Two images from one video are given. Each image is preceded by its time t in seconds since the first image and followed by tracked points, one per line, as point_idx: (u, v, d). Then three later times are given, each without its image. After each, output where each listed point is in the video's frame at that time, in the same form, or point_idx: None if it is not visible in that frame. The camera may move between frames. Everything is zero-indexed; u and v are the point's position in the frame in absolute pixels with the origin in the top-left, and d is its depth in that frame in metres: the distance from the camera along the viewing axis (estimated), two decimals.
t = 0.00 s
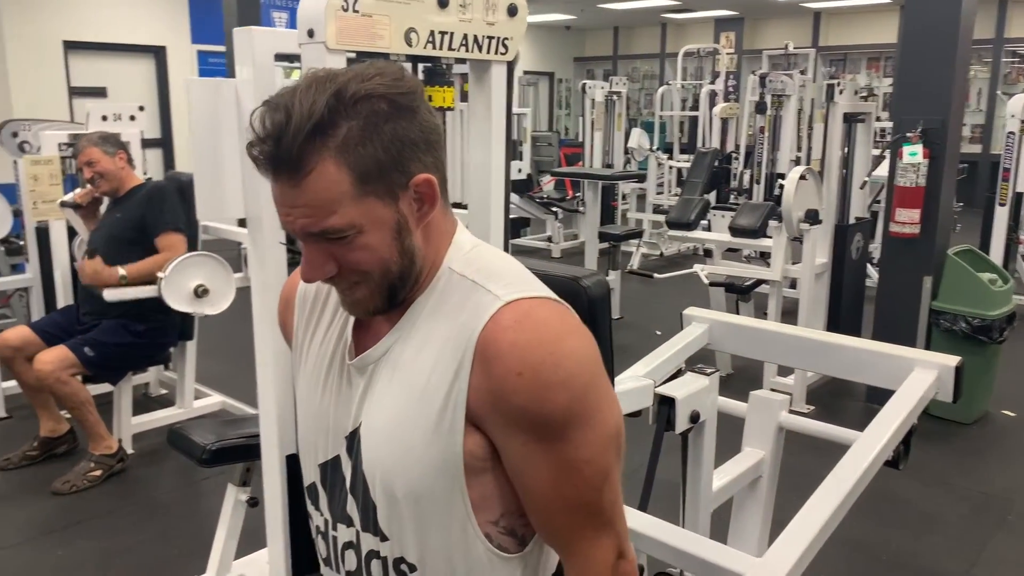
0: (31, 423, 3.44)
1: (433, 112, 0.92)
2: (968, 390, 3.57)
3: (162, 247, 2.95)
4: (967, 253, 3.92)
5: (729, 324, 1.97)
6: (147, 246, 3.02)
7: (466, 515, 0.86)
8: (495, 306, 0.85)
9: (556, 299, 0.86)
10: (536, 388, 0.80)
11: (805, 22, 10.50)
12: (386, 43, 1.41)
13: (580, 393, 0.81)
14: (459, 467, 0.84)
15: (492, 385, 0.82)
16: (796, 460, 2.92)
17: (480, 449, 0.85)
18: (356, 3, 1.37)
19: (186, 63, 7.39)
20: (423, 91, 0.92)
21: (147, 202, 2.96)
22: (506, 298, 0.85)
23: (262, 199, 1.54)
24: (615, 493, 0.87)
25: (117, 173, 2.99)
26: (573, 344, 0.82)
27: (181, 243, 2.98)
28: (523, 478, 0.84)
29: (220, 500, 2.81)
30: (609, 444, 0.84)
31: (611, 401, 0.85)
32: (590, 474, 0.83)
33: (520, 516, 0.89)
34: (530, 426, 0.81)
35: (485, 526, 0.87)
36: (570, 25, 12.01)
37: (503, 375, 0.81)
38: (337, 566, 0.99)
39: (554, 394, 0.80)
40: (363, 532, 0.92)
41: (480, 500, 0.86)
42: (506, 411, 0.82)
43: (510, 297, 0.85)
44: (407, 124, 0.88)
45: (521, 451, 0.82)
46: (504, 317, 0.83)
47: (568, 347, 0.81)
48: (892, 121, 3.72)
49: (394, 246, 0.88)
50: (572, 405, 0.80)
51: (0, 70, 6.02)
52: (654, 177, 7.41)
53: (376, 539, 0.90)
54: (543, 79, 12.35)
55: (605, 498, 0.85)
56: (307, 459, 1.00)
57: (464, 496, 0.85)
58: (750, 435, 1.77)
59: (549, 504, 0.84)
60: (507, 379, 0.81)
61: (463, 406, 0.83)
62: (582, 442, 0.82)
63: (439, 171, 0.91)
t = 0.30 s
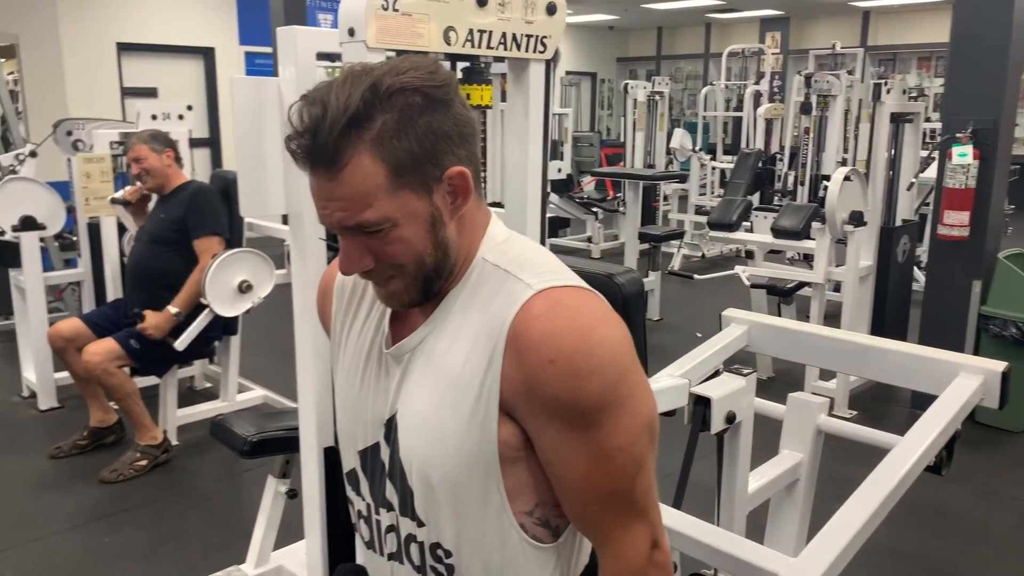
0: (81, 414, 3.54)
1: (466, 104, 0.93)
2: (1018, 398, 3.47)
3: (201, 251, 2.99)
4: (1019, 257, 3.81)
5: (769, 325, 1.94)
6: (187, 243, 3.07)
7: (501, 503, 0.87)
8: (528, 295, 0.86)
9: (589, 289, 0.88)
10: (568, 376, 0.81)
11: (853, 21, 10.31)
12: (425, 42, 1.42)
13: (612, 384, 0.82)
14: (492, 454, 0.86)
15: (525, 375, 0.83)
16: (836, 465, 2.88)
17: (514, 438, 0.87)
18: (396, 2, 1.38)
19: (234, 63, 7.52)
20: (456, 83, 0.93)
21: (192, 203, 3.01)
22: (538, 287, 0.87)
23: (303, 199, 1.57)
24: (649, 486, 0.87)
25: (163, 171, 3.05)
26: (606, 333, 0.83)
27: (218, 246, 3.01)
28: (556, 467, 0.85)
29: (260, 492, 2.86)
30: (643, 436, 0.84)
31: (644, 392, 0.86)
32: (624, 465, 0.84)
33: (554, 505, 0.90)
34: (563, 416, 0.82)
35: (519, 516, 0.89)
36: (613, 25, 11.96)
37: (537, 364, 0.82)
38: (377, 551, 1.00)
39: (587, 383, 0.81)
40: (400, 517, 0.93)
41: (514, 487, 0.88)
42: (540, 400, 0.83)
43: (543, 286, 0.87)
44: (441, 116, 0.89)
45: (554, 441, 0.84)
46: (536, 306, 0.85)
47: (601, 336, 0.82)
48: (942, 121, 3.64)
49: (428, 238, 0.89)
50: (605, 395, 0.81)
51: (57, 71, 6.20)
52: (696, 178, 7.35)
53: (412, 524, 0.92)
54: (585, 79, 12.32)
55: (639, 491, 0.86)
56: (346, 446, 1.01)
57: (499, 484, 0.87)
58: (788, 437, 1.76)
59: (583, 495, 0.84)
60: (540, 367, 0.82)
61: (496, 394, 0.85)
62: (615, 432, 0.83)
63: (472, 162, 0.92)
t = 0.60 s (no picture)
0: (130, 409, 3.64)
1: (522, 120, 0.96)
2: None
3: (258, 244, 3.06)
4: None
5: (810, 331, 1.95)
6: (241, 241, 3.14)
7: (554, 503, 0.90)
8: (580, 302, 0.88)
9: (639, 295, 0.90)
10: (621, 381, 0.83)
11: (895, 22, 10.17)
12: (476, 52, 1.46)
13: (664, 389, 0.84)
14: (546, 456, 0.88)
15: (578, 381, 0.86)
16: (876, 472, 2.86)
17: (567, 440, 0.89)
18: (449, 13, 1.42)
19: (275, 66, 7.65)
20: (513, 100, 0.95)
21: (242, 201, 3.09)
22: (591, 294, 0.89)
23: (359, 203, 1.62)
24: (699, 487, 0.89)
25: (213, 173, 3.14)
26: (657, 339, 0.85)
27: (275, 241, 3.08)
28: (609, 469, 0.87)
29: (303, 488, 2.93)
30: (693, 438, 0.86)
31: (694, 396, 0.88)
32: (675, 467, 0.86)
33: (606, 506, 0.93)
34: (615, 420, 0.85)
35: (572, 516, 0.92)
36: (650, 27, 11.93)
37: (590, 369, 0.85)
38: (436, 546, 1.04)
39: (638, 389, 0.83)
40: (457, 514, 0.97)
41: (567, 489, 0.91)
42: (593, 404, 0.85)
43: (595, 293, 0.89)
44: (498, 133, 0.92)
45: (607, 443, 0.86)
46: (589, 312, 0.87)
47: (652, 342, 0.84)
48: (987, 125, 3.59)
49: (484, 249, 0.92)
50: (657, 399, 0.83)
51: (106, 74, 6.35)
52: (733, 181, 7.31)
53: (469, 521, 0.96)
54: (621, 81, 12.30)
55: (689, 492, 0.88)
56: (405, 446, 1.05)
57: (553, 485, 0.90)
58: (831, 443, 1.76)
59: (635, 495, 0.87)
60: (593, 372, 0.84)
61: (551, 398, 0.88)
62: (666, 436, 0.85)
63: (528, 175, 0.94)
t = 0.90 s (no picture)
0: (163, 405, 3.70)
1: (580, 125, 0.97)
2: None
3: (293, 242, 3.11)
4: None
5: (845, 333, 1.96)
6: (277, 240, 3.18)
7: (613, 498, 0.92)
8: (639, 301, 0.89)
9: (697, 293, 0.90)
10: (680, 380, 0.84)
11: (921, 22, 10.09)
12: (521, 55, 1.48)
13: (723, 387, 0.85)
14: (605, 453, 0.90)
15: (637, 380, 0.87)
16: (906, 474, 2.87)
17: (625, 437, 0.91)
18: (496, 18, 1.45)
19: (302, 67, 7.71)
20: (572, 108, 0.97)
21: (277, 201, 3.13)
22: (649, 294, 0.89)
23: (404, 204, 1.66)
24: (755, 483, 0.91)
25: (248, 173, 3.19)
26: (716, 337, 0.85)
27: (310, 240, 3.15)
28: (667, 466, 0.89)
29: (336, 485, 2.97)
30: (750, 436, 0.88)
31: (752, 394, 0.89)
32: (733, 464, 0.87)
33: (661, 502, 0.94)
34: (674, 419, 0.86)
35: (629, 512, 0.93)
36: (672, 28, 11.91)
37: (649, 368, 0.85)
38: (492, 538, 1.07)
39: (698, 388, 0.84)
40: (516, 507, 1.00)
41: (625, 485, 0.93)
42: (652, 402, 0.86)
43: (654, 293, 0.89)
44: (558, 139, 0.94)
45: (666, 441, 0.87)
46: (647, 312, 0.88)
47: (711, 341, 0.84)
48: (1019, 128, 3.57)
49: (544, 252, 0.94)
50: (716, 398, 0.84)
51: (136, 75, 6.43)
52: (757, 182, 7.29)
53: (528, 514, 0.98)
54: (643, 81, 12.28)
55: (745, 489, 0.89)
56: (463, 441, 1.08)
57: (611, 481, 0.91)
58: (869, 446, 1.77)
59: (693, 492, 0.88)
60: (653, 370, 0.85)
61: (610, 397, 0.89)
62: (724, 434, 0.86)
63: (586, 179, 0.96)
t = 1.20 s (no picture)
0: (180, 400, 3.73)
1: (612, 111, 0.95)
2: None
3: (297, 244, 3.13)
4: None
5: (865, 325, 1.96)
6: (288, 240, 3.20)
7: (647, 480, 0.94)
8: (671, 285, 0.90)
9: (727, 276, 0.90)
10: (714, 362, 0.85)
11: (934, 21, 10.05)
12: (547, 49, 1.50)
13: (757, 368, 0.86)
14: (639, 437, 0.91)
15: (671, 364, 0.87)
16: (922, 470, 2.87)
17: (660, 420, 0.92)
18: (522, 11, 1.47)
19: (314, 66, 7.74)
20: (604, 96, 0.95)
21: (291, 200, 3.16)
22: (682, 277, 0.90)
23: (429, 199, 1.67)
24: (788, 463, 0.92)
25: (264, 169, 3.21)
26: (747, 319, 0.86)
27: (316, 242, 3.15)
28: (702, 448, 0.90)
29: (353, 478, 2.99)
30: (783, 417, 0.89)
31: (784, 374, 0.90)
32: (767, 444, 0.88)
33: (695, 485, 0.96)
34: (709, 401, 0.87)
35: (662, 494, 0.95)
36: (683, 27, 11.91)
37: (683, 350, 0.86)
38: (523, 523, 1.08)
39: (732, 370, 0.85)
40: (550, 490, 1.01)
41: (658, 468, 0.94)
42: (686, 385, 0.87)
43: (686, 276, 0.90)
44: (590, 126, 0.92)
45: (700, 423, 0.89)
46: (680, 295, 0.88)
47: (743, 323, 0.85)
48: None
49: (577, 239, 0.93)
50: (749, 379, 0.85)
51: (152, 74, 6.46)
52: (770, 181, 7.28)
53: (562, 498, 0.99)
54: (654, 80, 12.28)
55: (779, 470, 0.91)
56: (495, 427, 1.09)
57: (645, 463, 0.93)
58: (888, 436, 1.79)
59: (727, 472, 0.90)
60: (686, 354, 0.86)
61: (644, 381, 0.90)
62: (758, 416, 0.87)
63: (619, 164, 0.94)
